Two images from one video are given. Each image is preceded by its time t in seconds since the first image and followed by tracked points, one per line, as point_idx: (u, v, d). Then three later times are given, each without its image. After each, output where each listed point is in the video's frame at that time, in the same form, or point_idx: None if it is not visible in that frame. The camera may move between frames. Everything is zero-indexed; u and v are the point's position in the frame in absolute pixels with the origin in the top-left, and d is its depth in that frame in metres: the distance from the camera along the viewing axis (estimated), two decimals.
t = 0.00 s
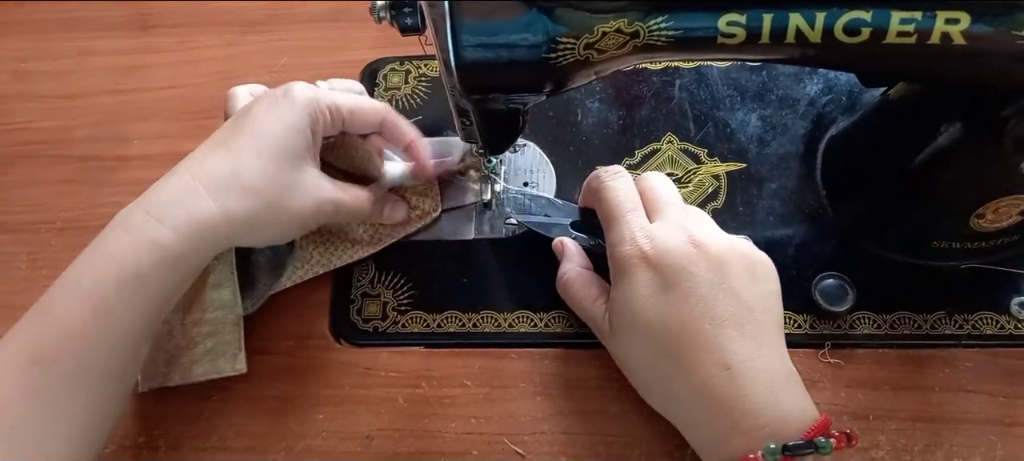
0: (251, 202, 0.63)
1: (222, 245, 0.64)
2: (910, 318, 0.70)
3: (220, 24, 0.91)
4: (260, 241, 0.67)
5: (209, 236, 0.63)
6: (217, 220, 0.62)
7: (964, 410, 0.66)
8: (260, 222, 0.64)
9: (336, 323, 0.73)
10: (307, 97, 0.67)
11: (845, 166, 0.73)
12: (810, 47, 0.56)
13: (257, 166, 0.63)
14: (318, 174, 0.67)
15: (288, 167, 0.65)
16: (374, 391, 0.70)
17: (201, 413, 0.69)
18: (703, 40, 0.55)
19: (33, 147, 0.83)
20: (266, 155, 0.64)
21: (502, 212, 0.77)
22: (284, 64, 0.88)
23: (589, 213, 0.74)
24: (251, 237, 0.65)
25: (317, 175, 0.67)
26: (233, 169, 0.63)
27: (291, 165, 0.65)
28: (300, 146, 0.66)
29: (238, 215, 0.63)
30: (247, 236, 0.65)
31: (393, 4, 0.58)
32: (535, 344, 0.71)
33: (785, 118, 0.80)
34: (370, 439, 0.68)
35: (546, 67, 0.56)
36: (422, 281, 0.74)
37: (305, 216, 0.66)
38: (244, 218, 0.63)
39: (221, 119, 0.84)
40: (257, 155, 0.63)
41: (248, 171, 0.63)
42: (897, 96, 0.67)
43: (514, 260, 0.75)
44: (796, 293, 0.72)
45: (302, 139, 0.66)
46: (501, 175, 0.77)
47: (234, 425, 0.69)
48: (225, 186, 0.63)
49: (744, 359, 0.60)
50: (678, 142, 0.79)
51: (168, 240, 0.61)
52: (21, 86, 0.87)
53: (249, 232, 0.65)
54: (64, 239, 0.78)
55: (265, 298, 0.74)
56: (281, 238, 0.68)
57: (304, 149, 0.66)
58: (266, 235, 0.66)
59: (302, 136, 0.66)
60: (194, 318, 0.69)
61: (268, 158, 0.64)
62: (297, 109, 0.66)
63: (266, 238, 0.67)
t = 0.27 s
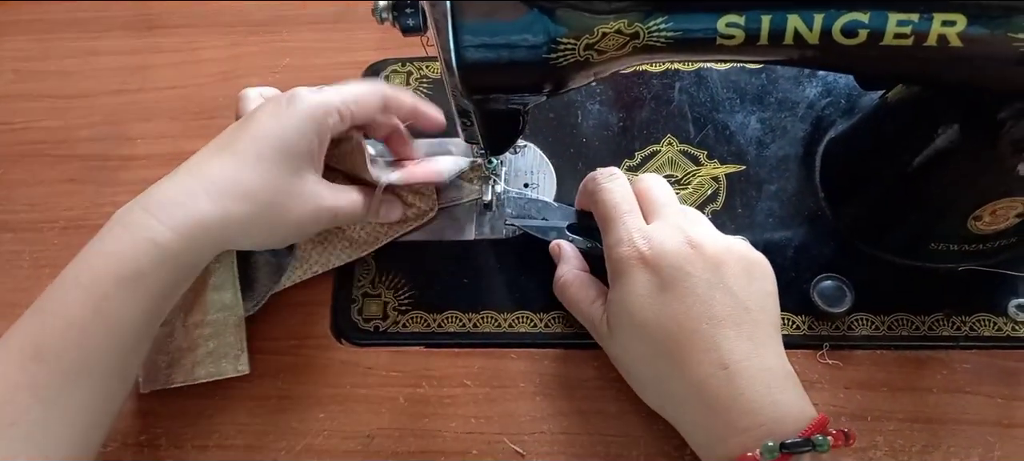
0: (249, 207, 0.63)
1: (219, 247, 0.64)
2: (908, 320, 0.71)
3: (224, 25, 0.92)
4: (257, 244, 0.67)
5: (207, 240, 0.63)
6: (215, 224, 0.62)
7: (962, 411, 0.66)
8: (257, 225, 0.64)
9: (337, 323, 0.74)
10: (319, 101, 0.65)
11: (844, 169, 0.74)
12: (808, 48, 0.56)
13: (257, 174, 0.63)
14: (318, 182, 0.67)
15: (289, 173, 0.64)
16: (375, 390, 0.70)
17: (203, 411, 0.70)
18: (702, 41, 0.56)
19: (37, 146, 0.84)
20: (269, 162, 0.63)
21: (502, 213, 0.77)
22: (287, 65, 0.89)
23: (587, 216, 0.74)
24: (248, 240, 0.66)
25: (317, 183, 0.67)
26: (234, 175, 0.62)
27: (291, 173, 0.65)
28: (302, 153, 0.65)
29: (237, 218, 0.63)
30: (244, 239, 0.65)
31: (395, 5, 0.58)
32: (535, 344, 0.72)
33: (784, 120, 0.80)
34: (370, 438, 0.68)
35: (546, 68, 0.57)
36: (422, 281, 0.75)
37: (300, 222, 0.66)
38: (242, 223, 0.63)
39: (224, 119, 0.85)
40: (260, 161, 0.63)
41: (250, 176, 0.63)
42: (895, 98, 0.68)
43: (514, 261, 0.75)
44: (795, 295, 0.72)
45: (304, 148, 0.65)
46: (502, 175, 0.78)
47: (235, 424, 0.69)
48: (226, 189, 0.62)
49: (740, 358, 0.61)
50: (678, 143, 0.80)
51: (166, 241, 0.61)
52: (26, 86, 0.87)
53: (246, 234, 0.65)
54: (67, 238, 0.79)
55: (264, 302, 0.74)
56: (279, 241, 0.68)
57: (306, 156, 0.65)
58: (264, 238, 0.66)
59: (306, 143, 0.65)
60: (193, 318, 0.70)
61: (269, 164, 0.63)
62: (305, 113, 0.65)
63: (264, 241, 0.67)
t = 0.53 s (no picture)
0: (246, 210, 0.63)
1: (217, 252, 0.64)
2: (907, 316, 0.71)
3: (226, 26, 0.92)
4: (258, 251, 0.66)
5: (204, 244, 0.63)
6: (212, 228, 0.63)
7: (961, 407, 0.67)
8: (255, 230, 0.64)
9: (339, 322, 0.74)
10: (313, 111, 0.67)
11: (844, 167, 0.74)
12: (805, 47, 0.57)
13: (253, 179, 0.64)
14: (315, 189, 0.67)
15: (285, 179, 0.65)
16: (376, 388, 0.71)
17: (206, 410, 0.70)
18: (699, 40, 0.56)
19: (41, 148, 0.84)
20: (264, 168, 0.64)
21: (502, 212, 0.77)
22: (288, 66, 0.89)
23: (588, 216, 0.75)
24: (247, 247, 0.65)
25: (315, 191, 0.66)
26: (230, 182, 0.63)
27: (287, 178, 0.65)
28: (298, 159, 0.65)
29: (235, 221, 0.63)
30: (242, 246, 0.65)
31: (395, 7, 0.58)
32: (535, 342, 0.72)
33: (783, 119, 0.81)
34: (372, 436, 0.69)
35: (545, 68, 0.57)
36: (423, 280, 0.75)
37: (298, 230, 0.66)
38: (238, 227, 0.63)
39: (226, 120, 0.85)
40: (256, 166, 0.64)
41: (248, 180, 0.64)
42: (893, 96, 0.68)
43: (514, 260, 0.76)
44: (793, 292, 0.72)
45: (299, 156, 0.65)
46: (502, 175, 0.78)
47: (238, 422, 0.70)
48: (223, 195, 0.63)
49: (745, 348, 0.61)
50: (678, 142, 0.80)
51: (164, 245, 0.62)
52: (30, 88, 0.88)
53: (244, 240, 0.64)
54: (71, 238, 0.79)
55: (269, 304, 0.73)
56: (278, 249, 0.67)
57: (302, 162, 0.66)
58: (263, 246, 0.66)
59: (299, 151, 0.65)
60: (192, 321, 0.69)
61: (265, 171, 0.64)
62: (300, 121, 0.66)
63: (264, 249, 0.66)
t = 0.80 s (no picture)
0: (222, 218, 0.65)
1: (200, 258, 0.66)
2: (900, 306, 0.71)
3: (216, 19, 0.92)
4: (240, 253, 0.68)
5: (184, 250, 0.65)
6: (192, 236, 0.65)
7: (954, 397, 0.67)
8: (236, 235, 0.65)
9: (330, 315, 0.74)
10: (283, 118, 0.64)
11: (837, 157, 0.74)
12: (797, 35, 0.56)
13: (227, 188, 0.64)
14: (294, 192, 0.67)
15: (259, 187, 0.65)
16: (368, 382, 0.70)
17: (196, 405, 0.70)
18: (690, 28, 0.56)
19: (30, 142, 0.84)
20: (236, 178, 0.64)
21: (494, 204, 0.77)
22: (279, 58, 0.88)
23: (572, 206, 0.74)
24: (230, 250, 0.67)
25: (292, 196, 0.66)
26: (206, 191, 0.64)
27: (262, 187, 0.65)
28: (270, 168, 0.65)
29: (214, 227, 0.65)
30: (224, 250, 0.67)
31: None
32: (528, 334, 0.72)
33: (776, 109, 0.80)
34: (364, 430, 0.68)
35: (534, 57, 0.57)
36: (415, 273, 0.75)
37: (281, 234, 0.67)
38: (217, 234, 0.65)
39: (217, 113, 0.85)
40: (229, 175, 0.64)
41: (223, 187, 0.64)
42: (885, 85, 0.68)
43: (506, 252, 0.75)
44: (786, 282, 0.72)
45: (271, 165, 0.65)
46: (495, 168, 0.77)
47: (229, 417, 0.69)
48: (199, 203, 0.65)
49: (739, 330, 0.61)
50: (670, 133, 0.80)
51: (145, 254, 0.64)
52: (18, 82, 0.87)
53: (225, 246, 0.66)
54: (60, 233, 0.78)
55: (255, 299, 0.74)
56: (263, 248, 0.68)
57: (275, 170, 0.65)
58: (247, 248, 0.67)
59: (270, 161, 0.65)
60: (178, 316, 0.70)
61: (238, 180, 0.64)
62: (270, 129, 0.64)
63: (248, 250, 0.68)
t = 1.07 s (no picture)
0: (218, 240, 0.65)
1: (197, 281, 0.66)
2: (896, 305, 0.71)
3: (210, 21, 0.91)
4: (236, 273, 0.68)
5: (180, 275, 0.65)
6: (189, 260, 0.65)
7: (951, 395, 0.67)
8: (233, 254, 0.66)
9: (326, 318, 0.73)
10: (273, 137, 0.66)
11: (833, 157, 0.74)
12: (789, 35, 0.56)
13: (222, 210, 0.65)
14: (287, 209, 0.68)
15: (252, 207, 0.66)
16: (364, 384, 0.70)
17: (192, 409, 0.70)
18: (682, 28, 0.56)
19: (24, 146, 0.83)
20: (229, 199, 0.65)
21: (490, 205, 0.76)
22: (273, 60, 0.88)
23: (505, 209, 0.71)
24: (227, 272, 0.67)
25: (286, 214, 0.68)
26: (199, 214, 0.65)
27: (256, 206, 0.66)
28: (262, 188, 0.66)
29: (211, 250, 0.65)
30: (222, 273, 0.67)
31: None
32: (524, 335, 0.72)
33: (771, 108, 0.80)
34: (361, 432, 0.68)
35: (527, 58, 0.57)
36: (410, 275, 0.75)
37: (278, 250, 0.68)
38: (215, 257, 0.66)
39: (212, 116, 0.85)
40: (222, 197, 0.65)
41: (218, 213, 0.65)
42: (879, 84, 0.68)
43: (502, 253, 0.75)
44: (782, 282, 0.72)
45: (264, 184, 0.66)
46: (489, 168, 0.77)
47: (226, 420, 0.69)
48: (193, 227, 0.65)
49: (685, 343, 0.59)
50: (665, 133, 0.80)
51: (143, 280, 0.64)
52: (12, 86, 0.87)
53: (221, 267, 0.67)
54: (55, 237, 0.78)
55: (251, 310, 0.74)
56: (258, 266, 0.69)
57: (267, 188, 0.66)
58: (243, 268, 0.68)
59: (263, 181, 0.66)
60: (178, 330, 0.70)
61: (231, 201, 0.65)
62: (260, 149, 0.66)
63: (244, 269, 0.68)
